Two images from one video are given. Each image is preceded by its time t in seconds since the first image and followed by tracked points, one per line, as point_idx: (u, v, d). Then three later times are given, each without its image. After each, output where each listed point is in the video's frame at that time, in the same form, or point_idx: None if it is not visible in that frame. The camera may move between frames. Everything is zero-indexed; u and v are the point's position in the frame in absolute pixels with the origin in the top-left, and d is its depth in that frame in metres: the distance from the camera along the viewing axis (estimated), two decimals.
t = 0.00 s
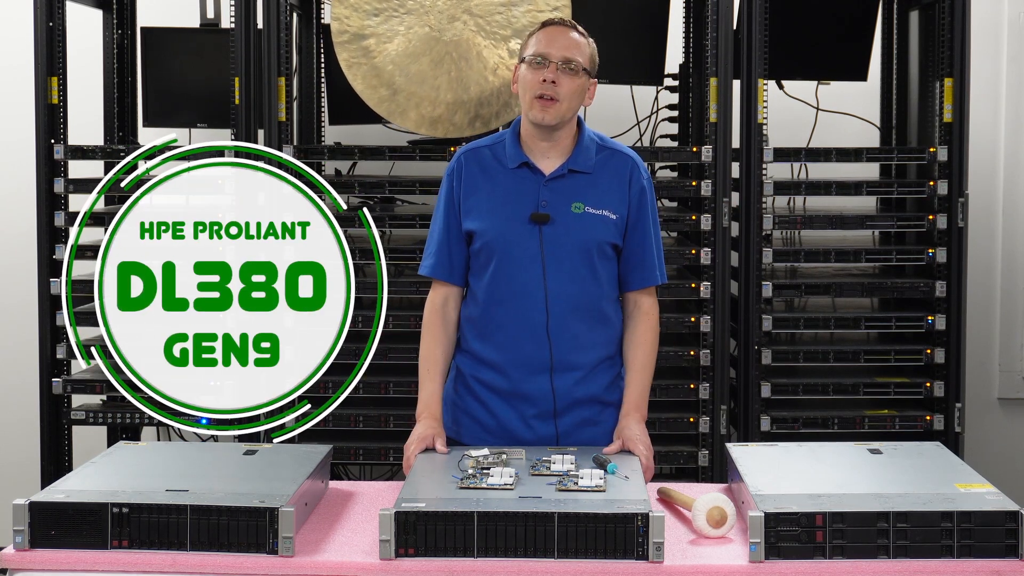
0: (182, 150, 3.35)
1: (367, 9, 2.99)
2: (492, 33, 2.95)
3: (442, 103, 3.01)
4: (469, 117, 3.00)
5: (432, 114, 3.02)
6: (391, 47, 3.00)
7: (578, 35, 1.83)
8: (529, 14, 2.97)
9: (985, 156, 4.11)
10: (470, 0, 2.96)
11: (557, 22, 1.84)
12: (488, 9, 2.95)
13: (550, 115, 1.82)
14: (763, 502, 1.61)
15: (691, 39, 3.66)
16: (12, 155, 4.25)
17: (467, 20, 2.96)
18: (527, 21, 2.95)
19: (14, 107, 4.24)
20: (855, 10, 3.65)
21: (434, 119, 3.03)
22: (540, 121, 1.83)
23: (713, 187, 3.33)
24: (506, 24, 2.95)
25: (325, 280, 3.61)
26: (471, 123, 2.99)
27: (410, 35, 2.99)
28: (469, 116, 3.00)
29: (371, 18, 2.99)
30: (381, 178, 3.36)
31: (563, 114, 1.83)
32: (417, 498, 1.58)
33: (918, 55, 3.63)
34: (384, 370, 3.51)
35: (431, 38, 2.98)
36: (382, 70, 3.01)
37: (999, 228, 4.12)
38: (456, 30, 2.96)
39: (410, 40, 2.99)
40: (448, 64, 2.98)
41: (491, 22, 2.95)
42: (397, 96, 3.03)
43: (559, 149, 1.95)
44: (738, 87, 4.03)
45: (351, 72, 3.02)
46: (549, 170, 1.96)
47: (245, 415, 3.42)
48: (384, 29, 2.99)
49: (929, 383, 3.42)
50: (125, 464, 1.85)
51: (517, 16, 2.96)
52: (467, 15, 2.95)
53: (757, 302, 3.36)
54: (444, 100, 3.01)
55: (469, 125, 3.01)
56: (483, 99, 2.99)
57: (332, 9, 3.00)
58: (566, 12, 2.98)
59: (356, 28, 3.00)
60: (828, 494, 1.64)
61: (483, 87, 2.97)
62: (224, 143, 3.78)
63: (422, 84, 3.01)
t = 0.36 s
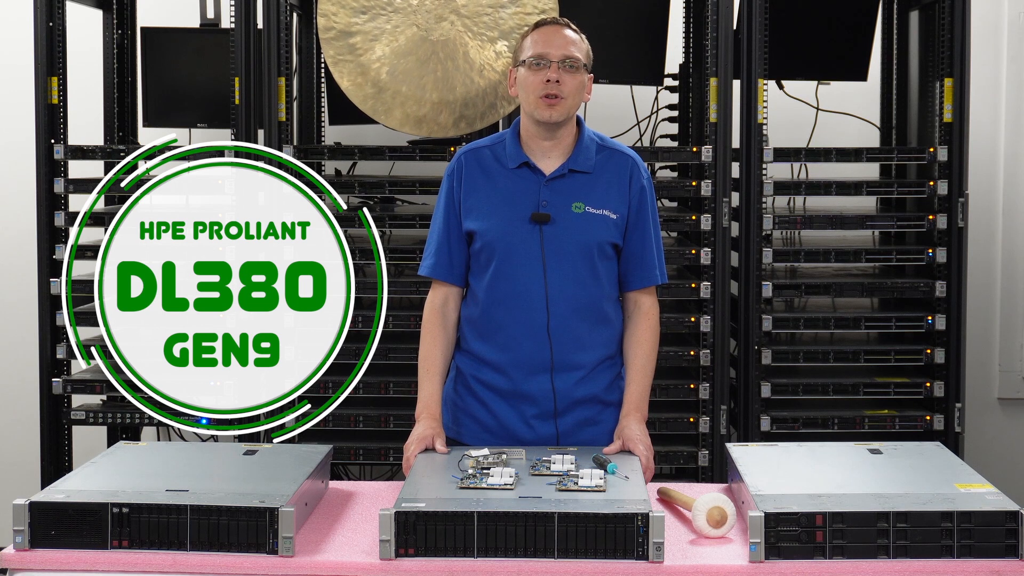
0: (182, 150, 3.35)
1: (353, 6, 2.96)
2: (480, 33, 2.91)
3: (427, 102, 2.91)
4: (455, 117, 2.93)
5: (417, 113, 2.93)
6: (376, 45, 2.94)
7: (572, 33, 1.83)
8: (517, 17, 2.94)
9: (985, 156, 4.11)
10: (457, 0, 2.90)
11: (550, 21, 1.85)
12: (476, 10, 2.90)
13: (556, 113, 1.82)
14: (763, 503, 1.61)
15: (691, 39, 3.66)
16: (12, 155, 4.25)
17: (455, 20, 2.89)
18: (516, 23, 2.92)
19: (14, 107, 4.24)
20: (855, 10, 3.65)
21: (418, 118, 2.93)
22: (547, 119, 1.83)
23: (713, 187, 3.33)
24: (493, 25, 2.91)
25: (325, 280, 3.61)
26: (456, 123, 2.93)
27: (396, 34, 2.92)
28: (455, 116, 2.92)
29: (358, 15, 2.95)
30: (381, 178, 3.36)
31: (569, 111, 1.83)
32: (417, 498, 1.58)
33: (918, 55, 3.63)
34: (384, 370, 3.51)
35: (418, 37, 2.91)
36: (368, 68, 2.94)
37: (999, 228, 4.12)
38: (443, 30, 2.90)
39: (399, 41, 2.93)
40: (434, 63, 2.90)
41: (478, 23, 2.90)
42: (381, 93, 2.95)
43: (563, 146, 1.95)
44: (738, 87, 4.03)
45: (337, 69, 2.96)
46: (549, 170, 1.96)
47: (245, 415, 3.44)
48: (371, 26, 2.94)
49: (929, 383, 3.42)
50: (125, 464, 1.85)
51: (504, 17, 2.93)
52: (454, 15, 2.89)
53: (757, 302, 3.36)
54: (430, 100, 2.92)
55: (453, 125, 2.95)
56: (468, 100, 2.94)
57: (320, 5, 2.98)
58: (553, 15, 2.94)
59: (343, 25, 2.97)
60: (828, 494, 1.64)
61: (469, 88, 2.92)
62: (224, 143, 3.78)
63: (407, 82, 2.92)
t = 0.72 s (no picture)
0: (182, 150, 3.35)
1: (354, 6, 2.97)
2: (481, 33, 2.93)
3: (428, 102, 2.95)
4: (455, 117, 2.96)
5: (417, 112, 2.96)
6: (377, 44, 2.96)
7: (566, 31, 1.83)
8: (519, 17, 2.96)
9: (986, 156, 4.11)
10: (459, 1, 2.92)
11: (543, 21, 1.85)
12: (477, 10, 2.93)
13: (553, 113, 1.82)
14: (763, 503, 1.61)
15: (691, 39, 3.66)
16: (12, 155, 4.25)
17: (456, 20, 2.92)
18: (517, 23, 2.94)
19: (14, 107, 4.24)
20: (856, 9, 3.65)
21: (419, 118, 2.96)
22: (544, 120, 1.83)
23: (713, 187, 3.33)
24: (495, 25, 2.93)
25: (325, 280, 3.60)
26: (457, 123, 2.96)
27: (398, 34, 2.94)
28: (456, 116, 2.96)
29: (358, 15, 2.96)
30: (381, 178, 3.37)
31: (565, 111, 1.83)
32: (417, 498, 1.58)
33: (919, 55, 3.63)
34: (384, 370, 3.51)
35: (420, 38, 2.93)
36: (369, 68, 2.97)
37: (999, 228, 4.12)
38: (444, 30, 2.92)
39: (400, 42, 2.95)
40: (435, 63, 2.94)
41: (479, 23, 2.93)
42: (383, 93, 2.97)
43: (561, 146, 1.95)
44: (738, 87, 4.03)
45: (338, 69, 2.98)
46: (548, 170, 1.96)
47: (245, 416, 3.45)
48: (372, 27, 2.95)
49: (929, 383, 3.42)
50: (125, 464, 1.85)
51: (506, 18, 2.95)
52: (456, 15, 2.92)
53: (757, 302, 3.36)
54: (432, 100, 2.96)
55: (454, 125, 2.98)
56: (469, 100, 2.97)
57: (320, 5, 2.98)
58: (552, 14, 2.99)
59: (343, 25, 2.98)
60: (829, 494, 1.64)
61: (470, 88, 2.95)
62: (224, 143, 3.78)
63: (409, 82, 2.95)
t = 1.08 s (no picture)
0: (182, 150, 3.35)
1: (367, 9, 2.88)
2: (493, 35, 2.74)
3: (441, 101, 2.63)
4: (469, 118, 2.62)
5: (433, 115, 2.66)
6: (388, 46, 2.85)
7: (584, 34, 1.83)
8: (530, 15, 2.83)
9: (985, 156, 4.11)
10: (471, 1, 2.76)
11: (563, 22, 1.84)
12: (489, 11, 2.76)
13: (559, 113, 1.82)
14: (763, 503, 1.61)
15: (691, 39, 3.66)
16: (12, 156, 4.25)
17: (468, 20, 2.73)
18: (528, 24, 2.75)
19: (14, 107, 4.24)
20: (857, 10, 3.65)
21: (433, 119, 2.65)
22: (548, 118, 1.83)
23: (713, 187, 3.33)
24: (506, 24, 2.77)
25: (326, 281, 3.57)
26: (471, 123, 2.61)
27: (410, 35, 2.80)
28: (470, 117, 2.62)
29: (371, 18, 2.87)
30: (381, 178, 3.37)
31: (570, 113, 1.83)
32: (417, 498, 1.58)
33: (919, 55, 3.63)
34: (384, 370, 3.52)
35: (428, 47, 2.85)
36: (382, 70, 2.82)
37: (1000, 228, 4.12)
38: (456, 31, 2.74)
39: (413, 43, 2.79)
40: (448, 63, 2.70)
41: (492, 23, 2.74)
42: (396, 94, 2.77)
43: (563, 144, 1.95)
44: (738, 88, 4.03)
45: (352, 72, 2.86)
46: (550, 167, 1.96)
47: (245, 416, 3.45)
48: (384, 29, 2.86)
49: (929, 383, 3.42)
50: (125, 464, 1.85)
51: (518, 17, 2.81)
52: (468, 15, 2.74)
53: (757, 302, 3.36)
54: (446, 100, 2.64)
55: (469, 126, 2.63)
56: (485, 100, 2.63)
57: (331, 10, 2.92)
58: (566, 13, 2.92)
59: (355, 28, 2.89)
60: (829, 494, 1.64)
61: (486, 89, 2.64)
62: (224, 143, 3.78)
63: (422, 83, 2.70)
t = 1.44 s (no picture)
0: (181, 150, 3.35)
1: (376, 11, 2.92)
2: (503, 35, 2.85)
3: (455, 103, 2.90)
4: (483, 117, 2.90)
5: (446, 115, 2.91)
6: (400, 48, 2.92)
7: (578, 31, 1.83)
8: (541, 13, 2.86)
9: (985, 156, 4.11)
10: None
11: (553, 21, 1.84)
12: (499, 9, 2.84)
13: (568, 114, 1.82)
14: (763, 503, 1.61)
15: (691, 39, 3.66)
16: (12, 156, 4.25)
17: (479, 20, 2.85)
18: (539, 19, 2.84)
19: (14, 107, 4.24)
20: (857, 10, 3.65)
21: (447, 120, 2.91)
22: (557, 121, 1.83)
23: (712, 187, 3.33)
24: (518, 23, 2.85)
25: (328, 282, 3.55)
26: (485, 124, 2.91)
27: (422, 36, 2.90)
28: (483, 116, 2.90)
29: (381, 20, 2.92)
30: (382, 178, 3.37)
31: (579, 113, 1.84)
32: (418, 498, 1.58)
33: (919, 55, 3.63)
34: (384, 370, 3.52)
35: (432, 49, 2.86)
36: (393, 71, 2.92)
37: (1000, 228, 4.12)
38: (468, 30, 2.86)
39: (424, 43, 2.90)
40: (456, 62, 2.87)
41: (503, 23, 2.84)
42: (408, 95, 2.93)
43: (569, 144, 1.95)
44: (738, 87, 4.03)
45: (364, 74, 2.95)
46: (552, 168, 1.96)
47: (245, 416, 3.46)
48: (395, 30, 2.91)
49: (929, 383, 3.42)
50: (125, 464, 1.85)
51: (528, 15, 2.85)
52: (478, 15, 2.85)
53: (757, 302, 3.36)
54: (459, 100, 2.90)
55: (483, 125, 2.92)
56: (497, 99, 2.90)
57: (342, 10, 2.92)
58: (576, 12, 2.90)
59: (367, 30, 2.93)
60: (829, 494, 1.64)
61: (497, 86, 2.87)
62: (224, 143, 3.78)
63: (435, 84, 2.90)
